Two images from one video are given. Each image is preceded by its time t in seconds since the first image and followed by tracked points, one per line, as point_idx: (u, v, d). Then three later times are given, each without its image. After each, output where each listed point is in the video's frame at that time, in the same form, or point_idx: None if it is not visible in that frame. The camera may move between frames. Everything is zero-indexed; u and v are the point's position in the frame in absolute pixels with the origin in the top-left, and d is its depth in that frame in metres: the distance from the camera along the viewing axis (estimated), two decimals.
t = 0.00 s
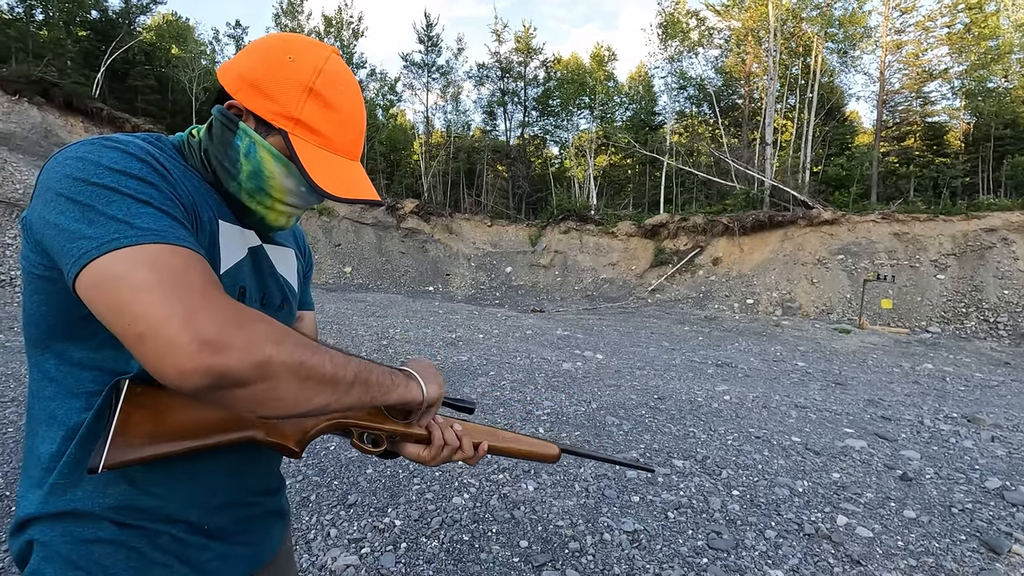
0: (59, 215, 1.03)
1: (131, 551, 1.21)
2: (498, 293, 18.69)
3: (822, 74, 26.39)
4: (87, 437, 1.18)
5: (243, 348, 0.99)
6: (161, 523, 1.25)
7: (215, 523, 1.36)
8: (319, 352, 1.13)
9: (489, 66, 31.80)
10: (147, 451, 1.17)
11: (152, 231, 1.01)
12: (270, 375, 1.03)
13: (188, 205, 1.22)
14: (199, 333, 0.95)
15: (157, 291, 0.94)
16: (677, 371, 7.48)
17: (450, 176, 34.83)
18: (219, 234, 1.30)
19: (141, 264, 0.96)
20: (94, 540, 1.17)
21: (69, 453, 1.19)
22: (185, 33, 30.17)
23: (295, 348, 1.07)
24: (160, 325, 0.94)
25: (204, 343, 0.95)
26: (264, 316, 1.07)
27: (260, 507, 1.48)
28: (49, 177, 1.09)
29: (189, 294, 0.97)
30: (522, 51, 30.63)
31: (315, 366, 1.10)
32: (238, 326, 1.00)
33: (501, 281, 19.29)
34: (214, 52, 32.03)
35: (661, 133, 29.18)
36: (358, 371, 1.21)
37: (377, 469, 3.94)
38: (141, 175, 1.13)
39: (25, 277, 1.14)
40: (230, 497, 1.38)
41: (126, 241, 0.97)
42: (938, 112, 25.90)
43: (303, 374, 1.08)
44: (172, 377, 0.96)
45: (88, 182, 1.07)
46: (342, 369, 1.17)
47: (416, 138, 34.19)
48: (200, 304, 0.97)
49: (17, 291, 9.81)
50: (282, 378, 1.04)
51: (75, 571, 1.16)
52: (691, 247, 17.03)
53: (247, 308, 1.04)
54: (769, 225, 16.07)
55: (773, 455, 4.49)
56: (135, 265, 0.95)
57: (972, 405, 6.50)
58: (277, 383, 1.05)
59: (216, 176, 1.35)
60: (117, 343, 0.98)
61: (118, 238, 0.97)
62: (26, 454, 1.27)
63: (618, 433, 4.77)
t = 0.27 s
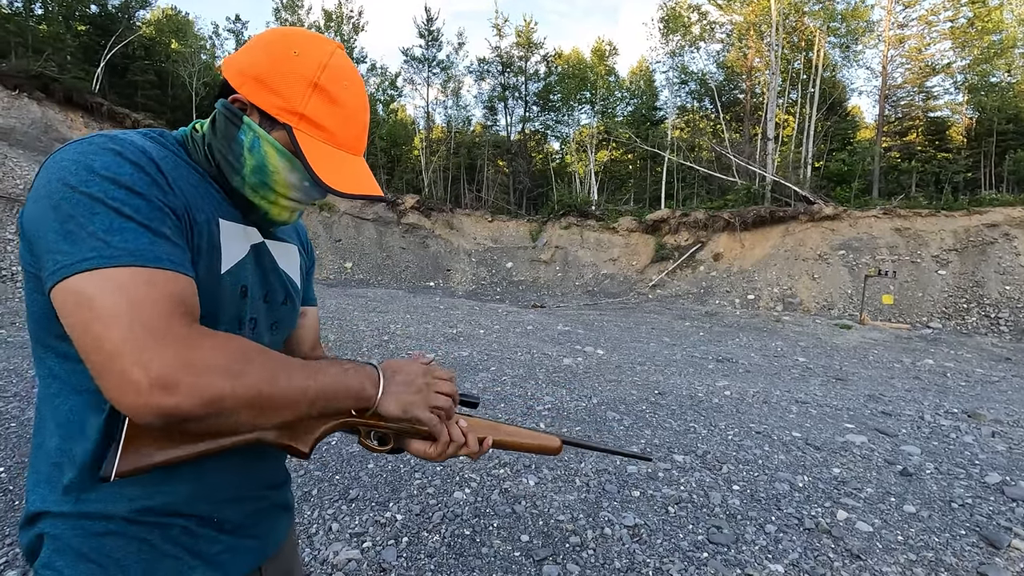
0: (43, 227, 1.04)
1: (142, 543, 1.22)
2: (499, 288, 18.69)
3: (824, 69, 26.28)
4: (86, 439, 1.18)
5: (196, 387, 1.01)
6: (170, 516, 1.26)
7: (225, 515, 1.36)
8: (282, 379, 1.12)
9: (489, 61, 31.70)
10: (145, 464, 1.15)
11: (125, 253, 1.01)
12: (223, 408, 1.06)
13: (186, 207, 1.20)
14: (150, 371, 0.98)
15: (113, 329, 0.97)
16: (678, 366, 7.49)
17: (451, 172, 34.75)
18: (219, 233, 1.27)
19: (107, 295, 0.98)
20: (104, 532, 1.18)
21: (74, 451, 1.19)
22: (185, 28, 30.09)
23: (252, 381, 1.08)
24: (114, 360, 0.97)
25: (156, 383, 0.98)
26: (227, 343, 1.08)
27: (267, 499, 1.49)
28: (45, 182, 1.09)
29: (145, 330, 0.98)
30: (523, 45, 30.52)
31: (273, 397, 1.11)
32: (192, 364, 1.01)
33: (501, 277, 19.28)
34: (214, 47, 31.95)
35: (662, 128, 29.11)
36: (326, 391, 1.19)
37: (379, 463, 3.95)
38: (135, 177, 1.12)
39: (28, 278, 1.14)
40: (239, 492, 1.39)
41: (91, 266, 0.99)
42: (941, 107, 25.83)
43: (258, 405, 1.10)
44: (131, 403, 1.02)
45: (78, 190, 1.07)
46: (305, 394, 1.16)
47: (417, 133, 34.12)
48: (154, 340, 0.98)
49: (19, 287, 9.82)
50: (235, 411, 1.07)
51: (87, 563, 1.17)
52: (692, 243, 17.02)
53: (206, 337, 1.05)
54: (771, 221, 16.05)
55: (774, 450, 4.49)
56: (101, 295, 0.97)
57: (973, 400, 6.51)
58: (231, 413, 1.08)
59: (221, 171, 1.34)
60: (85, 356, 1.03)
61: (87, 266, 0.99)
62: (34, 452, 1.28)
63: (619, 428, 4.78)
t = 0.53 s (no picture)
0: (68, 234, 1.03)
1: (141, 542, 1.22)
2: (500, 287, 18.70)
3: (824, 68, 26.25)
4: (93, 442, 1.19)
5: (242, 392, 1.05)
6: (170, 516, 1.26)
7: (225, 515, 1.36)
8: (317, 387, 1.17)
9: (490, 59, 31.68)
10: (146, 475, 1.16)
11: (167, 263, 1.02)
12: (264, 414, 1.09)
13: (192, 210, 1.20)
14: (202, 378, 1.00)
15: (162, 337, 0.98)
16: (678, 365, 7.49)
17: (451, 170, 34.71)
18: (225, 229, 1.28)
19: (155, 303, 0.99)
20: (104, 530, 1.19)
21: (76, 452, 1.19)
22: (185, 26, 30.07)
23: (293, 389, 1.12)
24: (161, 364, 0.99)
25: (208, 388, 1.01)
26: (266, 350, 1.12)
27: (268, 500, 1.49)
28: (55, 186, 1.09)
29: (195, 339, 1.00)
30: (523, 44, 30.50)
31: (310, 404, 1.15)
32: (239, 371, 1.04)
33: (502, 275, 19.29)
34: (213, 45, 31.92)
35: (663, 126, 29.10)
36: (354, 400, 1.24)
37: (379, 462, 3.95)
38: (144, 179, 1.12)
39: (35, 280, 1.15)
40: (238, 491, 1.38)
41: (133, 273, 1.00)
42: (942, 105, 25.83)
43: (296, 411, 1.13)
44: (174, 408, 1.03)
45: (98, 198, 1.06)
46: (337, 402, 1.21)
47: (417, 131, 34.10)
48: (205, 348, 1.01)
49: (20, 285, 9.83)
50: (276, 417, 1.10)
51: (87, 563, 1.18)
52: (692, 241, 17.03)
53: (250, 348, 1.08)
54: (771, 220, 16.04)
55: (774, 448, 4.50)
56: (149, 301, 0.98)
57: (973, 399, 6.51)
58: (271, 419, 1.11)
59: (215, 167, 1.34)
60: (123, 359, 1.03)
61: (128, 271, 0.99)
62: (37, 454, 1.29)
63: (619, 427, 4.79)
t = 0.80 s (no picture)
0: (87, 222, 1.04)
1: (146, 542, 1.22)
2: (499, 288, 18.71)
3: (823, 69, 26.26)
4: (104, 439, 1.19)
5: (259, 374, 1.04)
6: (175, 516, 1.25)
7: (230, 516, 1.37)
8: (329, 379, 1.16)
9: (489, 61, 31.72)
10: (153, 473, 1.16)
11: (183, 246, 1.03)
12: (279, 401, 1.08)
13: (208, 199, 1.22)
14: (220, 359, 1.00)
15: (181, 319, 0.98)
16: (677, 366, 7.49)
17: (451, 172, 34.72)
18: (235, 226, 1.29)
19: (174, 285, 0.99)
20: (108, 531, 1.19)
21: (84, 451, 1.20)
22: (185, 28, 30.10)
23: (307, 377, 1.11)
24: (179, 347, 0.98)
25: (225, 370, 1.00)
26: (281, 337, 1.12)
27: (271, 500, 1.49)
28: (70, 178, 1.09)
29: (214, 320, 1.00)
30: (523, 45, 30.54)
31: (323, 394, 1.15)
32: (256, 355, 1.04)
33: (501, 277, 19.29)
34: (213, 46, 31.93)
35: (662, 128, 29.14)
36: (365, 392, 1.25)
37: (379, 464, 3.95)
38: (161, 170, 1.13)
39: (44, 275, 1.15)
40: (243, 491, 1.38)
41: (154, 257, 1.00)
42: (940, 107, 25.88)
43: (311, 400, 1.13)
44: (190, 393, 1.02)
45: (116, 187, 1.06)
46: (348, 396, 1.20)
47: (416, 132, 34.11)
48: (223, 331, 1.00)
49: (19, 286, 9.82)
50: (290, 404, 1.09)
51: (92, 563, 1.19)
52: (691, 243, 17.06)
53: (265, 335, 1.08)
54: (770, 221, 16.05)
55: (773, 450, 4.50)
56: (167, 283, 0.98)
57: (972, 400, 6.52)
58: (285, 408, 1.10)
59: (216, 168, 1.34)
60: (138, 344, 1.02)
61: (148, 255, 1.00)
62: (42, 454, 1.29)
63: (619, 428, 4.79)
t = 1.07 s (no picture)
0: (37, 226, 1.01)
1: (155, 542, 1.22)
2: (498, 290, 18.71)
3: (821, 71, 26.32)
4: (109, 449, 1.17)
5: (163, 398, 0.96)
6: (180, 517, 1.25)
7: (234, 516, 1.37)
8: (256, 397, 1.07)
9: (488, 63, 31.77)
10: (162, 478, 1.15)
11: (115, 259, 0.97)
12: (193, 423, 1.01)
13: (192, 216, 1.18)
14: (116, 382, 0.93)
15: (88, 335, 0.93)
16: (676, 368, 7.50)
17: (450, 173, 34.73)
18: (232, 235, 1.28)
19: (84, 301, 0.94)
20: (116, 532, 1.18)
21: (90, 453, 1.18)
22: (184, 30, 30.10)
23: (226, 396, 1.03)
24: (87, 365, 0.94)
25: (121, 394, 0.94)
26: (206, 355, 1.04)
27: (272, 501, 1.51)
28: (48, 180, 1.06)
29: (115, 341, 0.94)
30: (522, 47, 30.58)
31: (245, 415, 1.06)
32: (165, 374, 0.97)
33: (500, 278, 19.29)
34: (211, 48, 31.93)
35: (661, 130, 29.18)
36: (307, 409, 1.15)
37: (378, 466, 3.95)
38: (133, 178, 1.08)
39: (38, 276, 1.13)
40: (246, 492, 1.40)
41: (80, 268, 0.95)
42: (938, 109, 25.96)
43: (230, 421, 1.05)
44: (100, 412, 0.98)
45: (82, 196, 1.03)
46: (283, 411, 1.11)
47: (415, 134, 34.12)
48: (126, 350, 0.94)
49: (17, 288, 9.79)
50: (204, 426, 1.02)
51: (99, 564, 1.16)
52: (690, 244, 17.07)
53: (182, 352, 1.00)
54: (768, 223, 16.06)
55: (772, 451, 4.51)
56: (80, 297, 0.94)
57: (970, 401, 6.53)
58: (201, 428, 1.03)
59: (230, 169, 1.34)
60: (65, 363, 1.00)
61: (76, 265, 0.95)
62: (43, 458, 1.26)
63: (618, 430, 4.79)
